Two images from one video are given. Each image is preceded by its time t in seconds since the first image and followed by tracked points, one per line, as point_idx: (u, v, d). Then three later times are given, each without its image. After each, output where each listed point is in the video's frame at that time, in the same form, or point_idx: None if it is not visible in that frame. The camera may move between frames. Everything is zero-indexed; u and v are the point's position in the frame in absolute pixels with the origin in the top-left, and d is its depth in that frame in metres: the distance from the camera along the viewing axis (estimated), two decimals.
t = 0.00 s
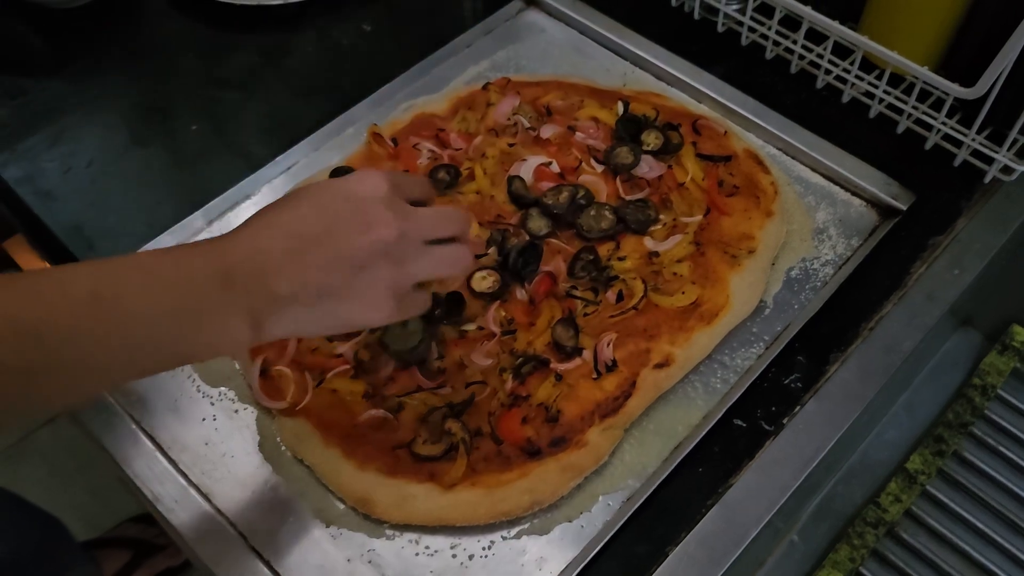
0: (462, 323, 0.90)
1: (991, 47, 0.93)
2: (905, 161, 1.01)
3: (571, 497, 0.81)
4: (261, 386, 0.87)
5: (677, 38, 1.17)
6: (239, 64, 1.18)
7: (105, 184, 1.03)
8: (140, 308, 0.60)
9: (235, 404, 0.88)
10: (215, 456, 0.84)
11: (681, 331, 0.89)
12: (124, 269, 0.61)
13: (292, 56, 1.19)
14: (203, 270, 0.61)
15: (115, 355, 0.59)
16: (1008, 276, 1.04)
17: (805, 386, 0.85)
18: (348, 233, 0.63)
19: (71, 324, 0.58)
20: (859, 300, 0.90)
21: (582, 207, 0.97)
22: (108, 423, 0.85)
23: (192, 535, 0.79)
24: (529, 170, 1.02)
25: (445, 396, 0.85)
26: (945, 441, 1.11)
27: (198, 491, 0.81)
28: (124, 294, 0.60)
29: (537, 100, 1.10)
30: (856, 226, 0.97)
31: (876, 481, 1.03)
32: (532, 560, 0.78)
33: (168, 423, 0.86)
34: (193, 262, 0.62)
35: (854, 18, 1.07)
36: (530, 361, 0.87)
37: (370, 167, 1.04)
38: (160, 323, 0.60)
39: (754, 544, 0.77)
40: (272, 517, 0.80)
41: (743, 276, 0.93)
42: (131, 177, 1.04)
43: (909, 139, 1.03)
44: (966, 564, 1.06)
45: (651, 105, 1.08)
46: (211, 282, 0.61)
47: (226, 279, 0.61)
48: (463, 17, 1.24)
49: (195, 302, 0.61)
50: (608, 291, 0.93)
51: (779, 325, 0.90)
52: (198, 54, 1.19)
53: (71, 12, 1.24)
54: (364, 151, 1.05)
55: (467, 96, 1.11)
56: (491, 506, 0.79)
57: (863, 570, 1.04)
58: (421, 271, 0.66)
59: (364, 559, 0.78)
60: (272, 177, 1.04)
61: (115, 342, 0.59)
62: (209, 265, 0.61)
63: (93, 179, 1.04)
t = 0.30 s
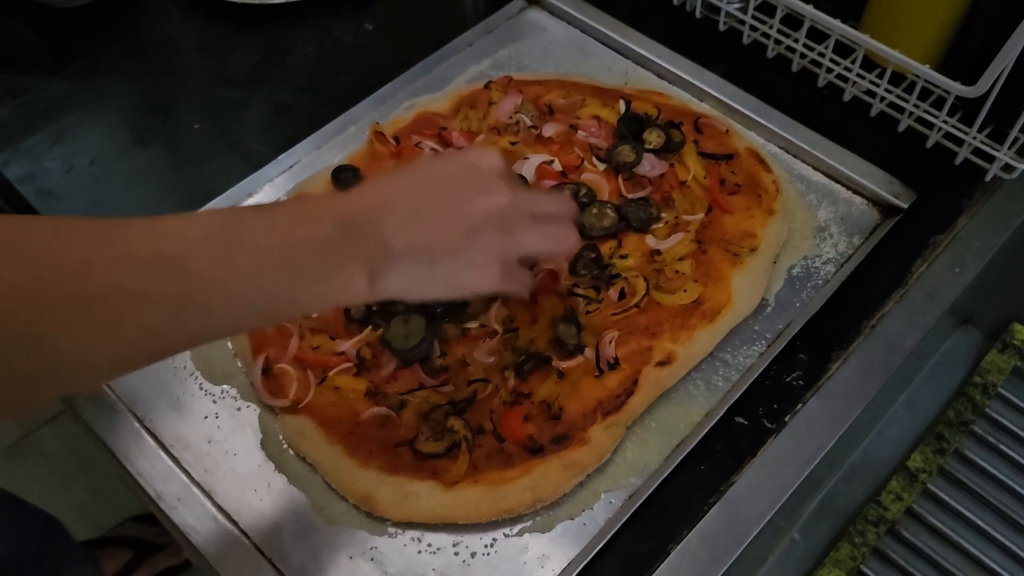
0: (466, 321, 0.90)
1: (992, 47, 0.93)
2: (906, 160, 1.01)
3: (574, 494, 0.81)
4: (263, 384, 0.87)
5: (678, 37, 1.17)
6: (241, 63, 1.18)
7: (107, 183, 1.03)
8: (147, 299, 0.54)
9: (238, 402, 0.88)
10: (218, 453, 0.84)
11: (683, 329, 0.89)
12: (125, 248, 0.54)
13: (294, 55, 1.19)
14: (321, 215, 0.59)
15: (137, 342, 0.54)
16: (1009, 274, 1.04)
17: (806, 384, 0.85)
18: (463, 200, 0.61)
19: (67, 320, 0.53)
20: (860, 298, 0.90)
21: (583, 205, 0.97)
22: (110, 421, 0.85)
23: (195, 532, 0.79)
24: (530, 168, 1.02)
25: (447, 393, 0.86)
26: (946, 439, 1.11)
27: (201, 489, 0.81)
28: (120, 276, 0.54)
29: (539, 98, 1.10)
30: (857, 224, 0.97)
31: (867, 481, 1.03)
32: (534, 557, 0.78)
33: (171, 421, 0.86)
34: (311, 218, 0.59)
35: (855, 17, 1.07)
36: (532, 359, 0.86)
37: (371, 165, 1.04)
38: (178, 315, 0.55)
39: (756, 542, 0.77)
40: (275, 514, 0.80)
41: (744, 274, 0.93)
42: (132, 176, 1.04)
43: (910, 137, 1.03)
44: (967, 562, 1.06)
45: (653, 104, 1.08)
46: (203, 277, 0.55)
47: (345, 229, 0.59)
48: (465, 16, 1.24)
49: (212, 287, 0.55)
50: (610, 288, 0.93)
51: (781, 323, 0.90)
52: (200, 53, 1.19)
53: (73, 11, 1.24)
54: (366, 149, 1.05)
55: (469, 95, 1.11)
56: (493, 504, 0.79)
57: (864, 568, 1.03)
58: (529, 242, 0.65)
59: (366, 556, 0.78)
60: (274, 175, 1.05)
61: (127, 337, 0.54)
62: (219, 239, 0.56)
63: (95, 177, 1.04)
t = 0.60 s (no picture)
0: (464, 320, 0.91)
1: (990, 46, 0.93)
2: (905, 160, 1.02)
3: (572, 493, 0.81)
4: (263, 383, 0.88)
5: (677, 38, 1.17)
6: (242, 64, 1.19)
7: (109, 183, 1.04)
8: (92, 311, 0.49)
9: (239, 401, 0.88)
10: (218, 452, 0.85)
11: (681, 328, 0.90)
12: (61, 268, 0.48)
13: (295, 56, 1.20)
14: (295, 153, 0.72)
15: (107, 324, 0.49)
16: (1006, 274, 1.04)
17: (804, 383, 0.85)
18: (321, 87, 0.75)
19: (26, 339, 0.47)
20: (858, 298, 0.91)
21: (582, 206, 0.98)
22: (112, 419, 0.85)
23: (195, 530, 0.79)
24: (529, 168, 1.03)
25: (446, 392, 0.86)
26: (944, 439, 1.11)
27: (201, 487, 0.82)
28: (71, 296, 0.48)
29: (538, 99, 1.11)
30: (855, 224, 0.97)
31: (875, 478, 1.07)
32: (533, 555, 0.78)
33: (171, 420, 0.87)
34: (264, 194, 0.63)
35: (853, 18, 1.07)
36: (531, 358, 0.87)
37: (371, 166, 1.04)
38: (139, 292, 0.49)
39: (753, 540, 0.77)
40: (275, 513, 0.81)
41: (742, 274, 0.93)
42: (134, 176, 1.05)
43: (909, 138, 1.04)
44: (965, 561, 1.06)
45: (651, 104, 1.08)
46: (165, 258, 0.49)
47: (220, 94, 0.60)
48: (464, 17, 1.24)
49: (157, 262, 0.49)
50: (608, 288, 0.93)
51: (779, 322, 0.91)
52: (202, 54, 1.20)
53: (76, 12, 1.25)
54: (365, 149, 1.06)
55: (468, 96, 1.11)
56: (492, 502, 0.79)
57: (861, 568, 1.04)
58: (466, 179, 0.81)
59: (366, 554, 0.79)
60: (274, 175, 1.05)
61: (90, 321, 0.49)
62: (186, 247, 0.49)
63: (97, 178, 1.04)
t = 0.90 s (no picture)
0: (465, 320, 0.91)
1: (990, 47, 0.94)
2: (905, 161, 1.02)
3: (573, 492, 0.81)
4: (265, 383, 0.88)
5: (678, 40, 1.18)
6: (244, 64, 1.19)
7: (112, 183, 1.04)
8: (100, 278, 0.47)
9: (240, 400, 0.88)
10: (220, 451, 0.85)
11: (681, 328, 0.90)
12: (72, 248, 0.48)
13: (297, 57, 1.20)
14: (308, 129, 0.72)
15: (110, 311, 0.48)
16: (1007, 275, 1.05)
17: (804, 384, 0.86)
18: None
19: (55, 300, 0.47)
20: (857, 299, 0.91)
21: (582, 206, 0.98)
22: (113, 418, 0.85)
23: (197, 528, 0.79)
24: (531, 169, 1.03)
25: (447, 392, 0.86)
26: (944, 439, 1.11)
27: (203, 485, 0.82)
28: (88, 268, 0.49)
29: (539, 100, 1.11)
30: (855, 225, 0.97)
31: (874, 479, 1.07)
32: (533, 554, 0.78)
33: (172, 419, 0.87)
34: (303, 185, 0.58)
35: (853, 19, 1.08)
36: (532, 358, 0.87)
37: (373, 166, 1.04)
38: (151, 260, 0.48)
39: (753, 539, 0.78)
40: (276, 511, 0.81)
41: (743, 274, 0.93)
42: (136, 176, 1.05)
43: (909, 139, 1.04)
44: (965, 562, 1.06)
45: (652, 105, 1.09)
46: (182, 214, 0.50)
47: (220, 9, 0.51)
48: (466, 18, 1.25)
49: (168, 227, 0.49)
50: (609, 288, 0.94)
51: (779, 323, 0.91)
52: (204, 54, 1.20)
53: (78, 13, 1.25)
54: (367, 150, 1.06)
55: (470, 96, 1.12)
56: (493, 502, 0.80)
57: (862, 568, 1.04)
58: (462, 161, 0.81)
59: (367, 552, 0.79)
60: (276, 176, 1.05)
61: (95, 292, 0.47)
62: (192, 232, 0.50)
63: (99, 178, 1.05)
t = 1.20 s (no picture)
0: (466, 321, 0.91)
1: (991, 48, 0.94)
2: (906, 163, 1.02)
3: (573, 493, 0.81)
4: (266, 383, 0.88)
5: (679, 41, 1.18)
6: (245, 65, 1.19)
7: (113, 183, 1.04)
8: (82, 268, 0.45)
9: (241, 400, 0.88)
10: (221, 451, 0.85)
11: (682, 329, 0.90)
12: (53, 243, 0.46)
13: (298, 58, 1.20)
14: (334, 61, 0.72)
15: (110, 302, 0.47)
16: (1008, 277, 1.05)
17: (805, 385, 0.86)
18: None
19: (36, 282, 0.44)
20: (858, 300, 0.91)
21: (583, 207, 0.98)
22: (114, 418, 0.86)
23: (198, 529, 0.79)
24: (531, 170, 1.03)
25: (448, 393, 0.87)
26: (945, 441, 1.11)
27: (203, 485, 0.82)
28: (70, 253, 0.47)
29: (540, 101, 1.11)
30: (856, 226, 0.97)
31: (875, 480, 1.06)
32: (534, 555, 0.78)
33: (173, 419, 0.87)
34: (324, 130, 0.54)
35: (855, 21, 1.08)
36: (533, 358, 0.87)
37: (374, 167, 1.05)
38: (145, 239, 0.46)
39: (754, 540, 0.78)
40: (277, 511, 0.81)
41: (744, 275, 0.93)
42: (137, 177, 1.05)
43: (910, 140, 1.04)
44: (966, 564, 1.06)
45: (653, 106, 1.09)
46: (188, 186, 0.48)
47: None
48: (468, 20, 1.25)
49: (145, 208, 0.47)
50: (610, 289, 0.94)
51: (780, 324, 0.91)
52: (205, 55, 1.20)
53: (79, 14, 1.25)
54: (368, 151, 1.06)
55: (471, 97, 1.12)
56: (493, 502, 0.80)
57: (863, 569, 1.04)
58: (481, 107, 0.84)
59: (368, 553, 0.79)
60: (277, 176, 1.05)
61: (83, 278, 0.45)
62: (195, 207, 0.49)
63: (100, 178, 1.05)
